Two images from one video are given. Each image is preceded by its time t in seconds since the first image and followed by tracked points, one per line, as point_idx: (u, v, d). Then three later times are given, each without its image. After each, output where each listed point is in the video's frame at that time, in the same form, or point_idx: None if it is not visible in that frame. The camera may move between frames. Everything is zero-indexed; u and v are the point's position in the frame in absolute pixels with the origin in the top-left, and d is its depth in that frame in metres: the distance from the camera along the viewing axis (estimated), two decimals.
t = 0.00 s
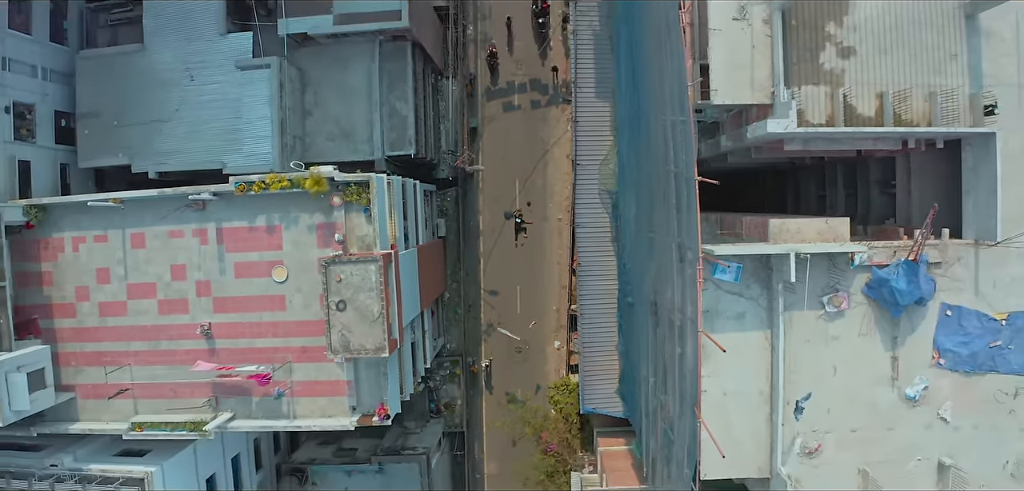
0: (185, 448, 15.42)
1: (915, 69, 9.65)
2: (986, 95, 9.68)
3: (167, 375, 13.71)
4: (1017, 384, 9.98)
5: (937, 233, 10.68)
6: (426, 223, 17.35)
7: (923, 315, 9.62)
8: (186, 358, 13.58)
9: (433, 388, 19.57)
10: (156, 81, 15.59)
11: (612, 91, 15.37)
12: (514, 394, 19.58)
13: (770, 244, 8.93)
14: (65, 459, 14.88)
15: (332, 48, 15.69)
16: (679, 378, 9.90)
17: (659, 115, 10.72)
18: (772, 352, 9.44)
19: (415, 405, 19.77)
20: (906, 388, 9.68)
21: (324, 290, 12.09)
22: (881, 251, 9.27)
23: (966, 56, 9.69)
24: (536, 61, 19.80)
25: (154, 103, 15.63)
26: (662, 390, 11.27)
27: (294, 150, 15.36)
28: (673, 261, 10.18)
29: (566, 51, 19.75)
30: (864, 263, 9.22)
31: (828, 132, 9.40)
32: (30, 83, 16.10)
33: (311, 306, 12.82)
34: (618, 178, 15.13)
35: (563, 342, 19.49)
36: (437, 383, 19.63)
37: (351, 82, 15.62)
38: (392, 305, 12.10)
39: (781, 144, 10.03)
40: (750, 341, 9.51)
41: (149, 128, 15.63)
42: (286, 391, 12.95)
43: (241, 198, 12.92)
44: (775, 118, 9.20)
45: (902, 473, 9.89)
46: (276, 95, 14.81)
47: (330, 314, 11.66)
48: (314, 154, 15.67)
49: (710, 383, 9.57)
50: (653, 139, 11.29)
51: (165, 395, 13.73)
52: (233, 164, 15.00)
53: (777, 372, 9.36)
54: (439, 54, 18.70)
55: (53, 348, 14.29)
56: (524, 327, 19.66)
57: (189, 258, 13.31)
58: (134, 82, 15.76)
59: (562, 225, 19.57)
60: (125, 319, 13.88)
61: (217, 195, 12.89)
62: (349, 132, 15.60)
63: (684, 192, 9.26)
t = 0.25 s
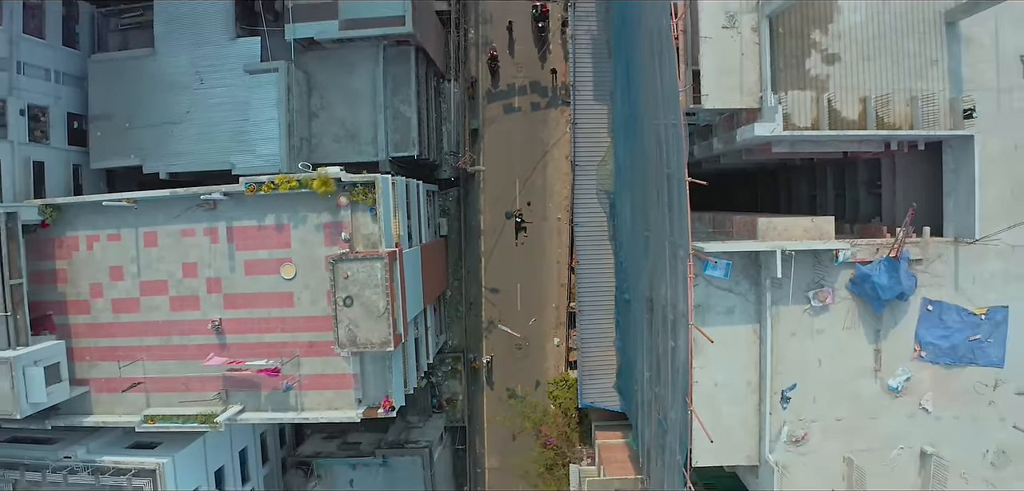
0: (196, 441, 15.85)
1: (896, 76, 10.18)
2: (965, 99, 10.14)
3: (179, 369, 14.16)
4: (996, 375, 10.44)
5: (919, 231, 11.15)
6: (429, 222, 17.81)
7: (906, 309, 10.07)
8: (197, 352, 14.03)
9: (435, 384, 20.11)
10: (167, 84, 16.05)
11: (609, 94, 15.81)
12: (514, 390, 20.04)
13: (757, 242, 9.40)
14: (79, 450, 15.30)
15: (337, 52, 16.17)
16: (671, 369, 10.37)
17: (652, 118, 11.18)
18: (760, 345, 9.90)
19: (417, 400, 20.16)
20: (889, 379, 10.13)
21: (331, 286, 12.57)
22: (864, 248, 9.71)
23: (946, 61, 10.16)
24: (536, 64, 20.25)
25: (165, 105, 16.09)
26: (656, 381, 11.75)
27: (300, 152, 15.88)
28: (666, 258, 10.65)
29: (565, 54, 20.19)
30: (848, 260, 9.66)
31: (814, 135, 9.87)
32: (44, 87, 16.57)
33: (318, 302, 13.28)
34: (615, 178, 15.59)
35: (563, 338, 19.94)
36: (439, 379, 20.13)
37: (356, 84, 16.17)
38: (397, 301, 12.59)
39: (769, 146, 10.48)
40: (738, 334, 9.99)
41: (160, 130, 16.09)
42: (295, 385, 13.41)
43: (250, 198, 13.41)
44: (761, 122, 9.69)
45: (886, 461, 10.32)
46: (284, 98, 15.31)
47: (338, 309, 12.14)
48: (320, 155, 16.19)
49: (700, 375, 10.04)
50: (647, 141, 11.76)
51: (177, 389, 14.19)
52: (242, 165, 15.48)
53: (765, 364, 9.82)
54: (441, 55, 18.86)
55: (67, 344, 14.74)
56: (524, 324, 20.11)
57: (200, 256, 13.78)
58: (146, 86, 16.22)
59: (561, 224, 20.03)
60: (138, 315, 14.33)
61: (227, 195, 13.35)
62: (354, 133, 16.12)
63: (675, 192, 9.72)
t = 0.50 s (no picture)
0: (201, 438, 16.08)
1: (881, 80, 10.58)
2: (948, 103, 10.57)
3: (188, 364, 14.57)
4: (978, 369, 10.88)
5: (903, 229, 11.58)
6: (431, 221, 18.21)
7: (891, 305, 10.47)
8: (206, 348, 14.45)
9: (437, 379, 20.64)
10: (176, 87, 16.46)
11: (607, 97, 16.21)
12: (514, 387, 20.44)
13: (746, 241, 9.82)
14: (90, 444, 15.74)
15: (342, 55, 16.65)
16: (665, 362, 10.77)
17: (648, 121, 11.57)
18: (751, 339, 10.28)
19: (420, 397, 20.95)
20: (875, 372, 10.52)
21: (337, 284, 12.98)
22: (850, 246, 10.14)
23: (929, 67, 10.55)
24: (536, 67, 20.66)
25: (173, 107, 16.50)
26: (650, 375, 12.15)
27: (306, 153, 16.39)
28: (660, 256, 11.05)
29: (564, 57, 20.59)
30: (835, 257, 10.06)
31: (801, 137, 10.28)
32: (55, 89, 16.97)
33: (325, 299, 13.75)
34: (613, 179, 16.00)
35: (562, 336, 20.40)
36: (441, 375, 20.64)
37: (359, 87, 16.68)
38: (401, 297, 13.04)
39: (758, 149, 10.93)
40: (730, 328, 10.38)
41: (169, 131, 16.50)
42: (301, 379, 13.83)
43: (258, 198, 13.85)
44: (751, 125, 10.09)
45: (873, 452, 10.71)
46: (290, 101, 15.76)
47: (344, 306, 12.55)
48: (325, 156, 16.79)
49: (693, 368, 10.43)
50: (643, 143, 12.12)
51: (186, 383, 14.59)
52: (249, 166, 15.93)
53: (755, 358, 10.21)
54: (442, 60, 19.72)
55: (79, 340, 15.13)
56: (524, 322, 20.52)
57: (209, 255, 14.22)
58: (155, 88, 16.62)
59: (560, 224, 20.44)
60: (148, 311, 14.73)
61: (235, 195, 13.77)
62: (358, 135, 16.75)
63: (669, 192, 10.11)
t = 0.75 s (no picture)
0: (207, 433, 16.45)
1: (868, 84, 10.98)
2: (932, 106, 10.98)
3: (196, 359, 14.98)
4: (962, 363, 11.30)
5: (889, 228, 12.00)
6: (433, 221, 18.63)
7: (876, 301, 10.86)
8: (214, 344, 14.86)
9: (438, 376, 21.11)
10: (183, 89, 16.87)
11: (604, 99, 16.57)
12: (513, 383, 20.84)
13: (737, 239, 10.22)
14: (101, 438, 16.06)
15: (345, 58, 17.14)
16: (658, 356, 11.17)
17: (643, 123, 11.97)
18: (741, 333, 10.68)
19: (421, 392, 21.50)
20: (861, 365, 10.92)
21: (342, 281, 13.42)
22: (837, 244, 10.53)
23: (914, 72, 10.97)
24: (535, 69, 21.06)
25: (181, 109, 16.91)
26: (645, 369, 12.57)
27: (310, 154, 16.90)
28: (654, 254, 11.45)
29: (563, 59, 20.98)
30: (822, 255, 10.47)
31: (788, 140, 10.72)
32: (65, 91, 17.37)
33: (329, 296, 14.18)
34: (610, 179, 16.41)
35: (561, 333, 20.79)
36: (443, 372, 21.09)
37: (362, 89, 17.18)
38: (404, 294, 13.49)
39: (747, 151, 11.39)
40: (721, 323, 10.78)
41: (177, 133, 16.91)
42: (307, 373, 14.27)
43: (265, 198, 14.30)
44: (741, 128, 10.47)
45: (861, 443, 11.09)
46: (296, 103, 16.22)
47: (349, 302, 12.99)
48: (329, 157, 17.27)
49: (686, 361, 10.81)
50: (639, 145, 12.52)
51: (194, 378, 15.00)
52: (256, 167, 16.36)
53: (745, 351, 10.62)
54: (443, 63, 20.31)
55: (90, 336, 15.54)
56: (524, 319, 20.92)
57: (218, 253, 14.66)
58: (163, 91, 17.03)
59: (559, 223, 20.83)
60: (157, 308, 15.14)
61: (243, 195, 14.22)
62: (361, 136, 17.22)
63: (662, 191, 10.50)
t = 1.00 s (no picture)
0: (215, 426, 16.94)
1: (852, 88, 11.43)
2: (913, 109, 11.45)
3: (205, 354, 15.46)
4: (944, 357, 11.75)
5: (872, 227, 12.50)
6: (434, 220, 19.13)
7: (860, 296, 11.32)
8: (223, 339, 15.35)
9: (439, 372, 21.56)
10: (191, 92, 17.34)
11: (601, 102, 17.00)
12: (513, 379, 21.28)
13: (726, 237, 10.69)
14: (111, 431, 16.50)
15: (349, 62, 17.73)
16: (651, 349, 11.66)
17: (637, 126, 12.44)
18: (730, 327, 11.15)
19: (423, 388, 21.90)
20: (845, 358, 11.37)
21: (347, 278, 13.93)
22: (822, 242, 11.00)
23: (896, 76, 11.42)
24: (535, 71, 21.52)
25: (190, 111, 17.38)
26: (640, 362, 13.06)
27: (316, 154, 17.51)
28: (647, 251, 11.94)
29: (562, 61, 21.44)
30: (808, 252, 10.94)
31: (775, 142, 11.20)
32: (77, 94, 17.84)
33: (335, 292, 14.70)
34: (607, 179, 16.88)
35: (559, 330, 21.23)
36: (443, 368, 21.56)
37: (365, 92, 17.78)
38: (407, 291, 14.01)
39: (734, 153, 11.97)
40: (711, 318, 11.25)
41: (186, 135, 17.39)
42: (312, 367, 14.81)
43: (273, 198, 14.81)
44: (730, 130, 11.00)
45: (846, 433, 11.55)
46: (301, 106, 16.74)
47: (354, 298, 13.49)
48: (333, 158, 17.91)
49: (678, 354, 11.28)
50: (633, 147, 12.99)
51: (203, 373, 15.48)
52: (263, 168, 16.86)
53: (734, 344, 11.09)
54: (443, 67, 21.24)
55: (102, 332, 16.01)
56: (523, 317, 21.38)
57: (226, 251, 15.15)
58: (172, 93, 17.49)
59: (558, 223, 21.28)
60: (167, 305, 15.61)
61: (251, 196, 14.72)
62: (365, 138, 17.84)
63: (653, 192, 10.97)
